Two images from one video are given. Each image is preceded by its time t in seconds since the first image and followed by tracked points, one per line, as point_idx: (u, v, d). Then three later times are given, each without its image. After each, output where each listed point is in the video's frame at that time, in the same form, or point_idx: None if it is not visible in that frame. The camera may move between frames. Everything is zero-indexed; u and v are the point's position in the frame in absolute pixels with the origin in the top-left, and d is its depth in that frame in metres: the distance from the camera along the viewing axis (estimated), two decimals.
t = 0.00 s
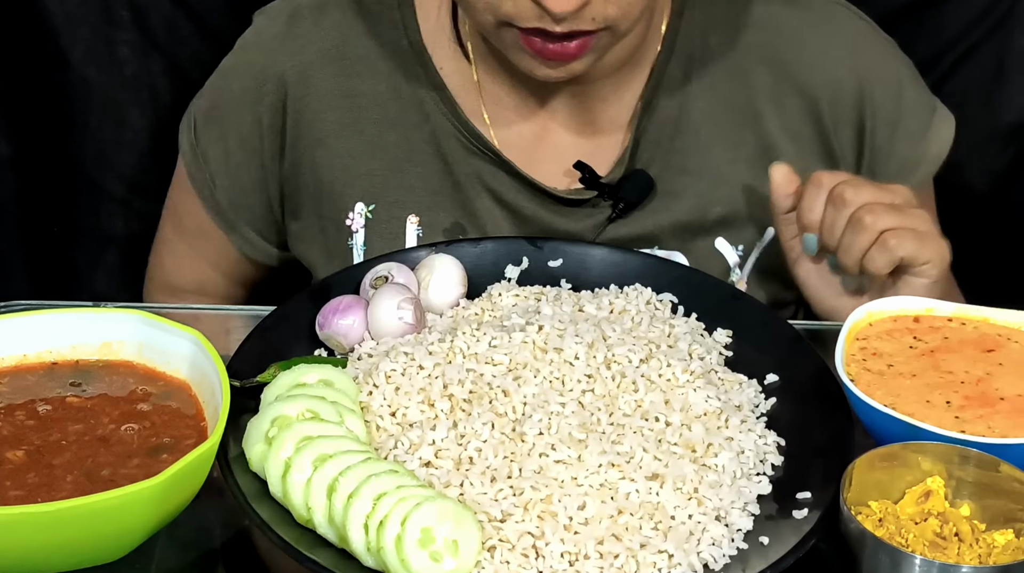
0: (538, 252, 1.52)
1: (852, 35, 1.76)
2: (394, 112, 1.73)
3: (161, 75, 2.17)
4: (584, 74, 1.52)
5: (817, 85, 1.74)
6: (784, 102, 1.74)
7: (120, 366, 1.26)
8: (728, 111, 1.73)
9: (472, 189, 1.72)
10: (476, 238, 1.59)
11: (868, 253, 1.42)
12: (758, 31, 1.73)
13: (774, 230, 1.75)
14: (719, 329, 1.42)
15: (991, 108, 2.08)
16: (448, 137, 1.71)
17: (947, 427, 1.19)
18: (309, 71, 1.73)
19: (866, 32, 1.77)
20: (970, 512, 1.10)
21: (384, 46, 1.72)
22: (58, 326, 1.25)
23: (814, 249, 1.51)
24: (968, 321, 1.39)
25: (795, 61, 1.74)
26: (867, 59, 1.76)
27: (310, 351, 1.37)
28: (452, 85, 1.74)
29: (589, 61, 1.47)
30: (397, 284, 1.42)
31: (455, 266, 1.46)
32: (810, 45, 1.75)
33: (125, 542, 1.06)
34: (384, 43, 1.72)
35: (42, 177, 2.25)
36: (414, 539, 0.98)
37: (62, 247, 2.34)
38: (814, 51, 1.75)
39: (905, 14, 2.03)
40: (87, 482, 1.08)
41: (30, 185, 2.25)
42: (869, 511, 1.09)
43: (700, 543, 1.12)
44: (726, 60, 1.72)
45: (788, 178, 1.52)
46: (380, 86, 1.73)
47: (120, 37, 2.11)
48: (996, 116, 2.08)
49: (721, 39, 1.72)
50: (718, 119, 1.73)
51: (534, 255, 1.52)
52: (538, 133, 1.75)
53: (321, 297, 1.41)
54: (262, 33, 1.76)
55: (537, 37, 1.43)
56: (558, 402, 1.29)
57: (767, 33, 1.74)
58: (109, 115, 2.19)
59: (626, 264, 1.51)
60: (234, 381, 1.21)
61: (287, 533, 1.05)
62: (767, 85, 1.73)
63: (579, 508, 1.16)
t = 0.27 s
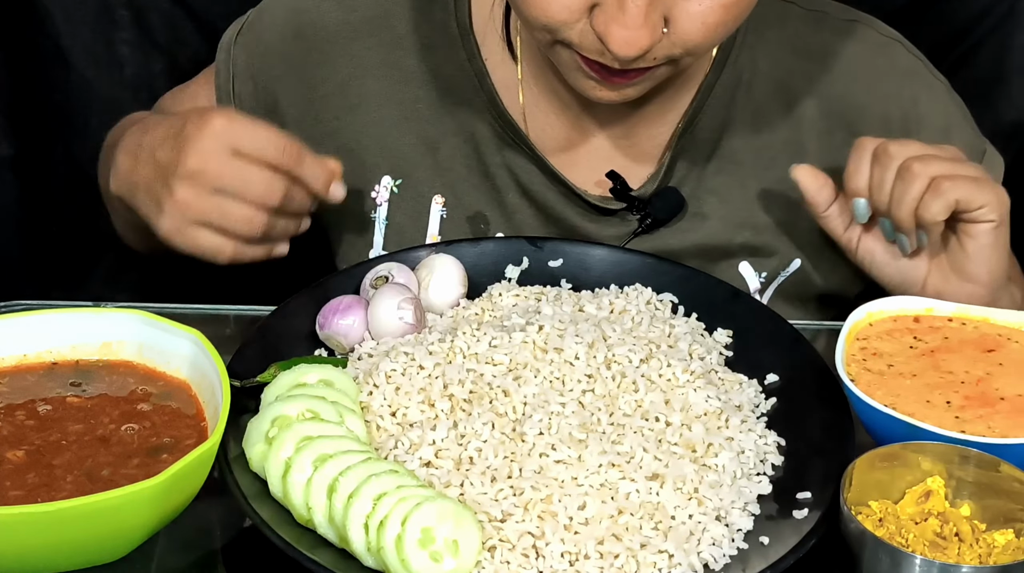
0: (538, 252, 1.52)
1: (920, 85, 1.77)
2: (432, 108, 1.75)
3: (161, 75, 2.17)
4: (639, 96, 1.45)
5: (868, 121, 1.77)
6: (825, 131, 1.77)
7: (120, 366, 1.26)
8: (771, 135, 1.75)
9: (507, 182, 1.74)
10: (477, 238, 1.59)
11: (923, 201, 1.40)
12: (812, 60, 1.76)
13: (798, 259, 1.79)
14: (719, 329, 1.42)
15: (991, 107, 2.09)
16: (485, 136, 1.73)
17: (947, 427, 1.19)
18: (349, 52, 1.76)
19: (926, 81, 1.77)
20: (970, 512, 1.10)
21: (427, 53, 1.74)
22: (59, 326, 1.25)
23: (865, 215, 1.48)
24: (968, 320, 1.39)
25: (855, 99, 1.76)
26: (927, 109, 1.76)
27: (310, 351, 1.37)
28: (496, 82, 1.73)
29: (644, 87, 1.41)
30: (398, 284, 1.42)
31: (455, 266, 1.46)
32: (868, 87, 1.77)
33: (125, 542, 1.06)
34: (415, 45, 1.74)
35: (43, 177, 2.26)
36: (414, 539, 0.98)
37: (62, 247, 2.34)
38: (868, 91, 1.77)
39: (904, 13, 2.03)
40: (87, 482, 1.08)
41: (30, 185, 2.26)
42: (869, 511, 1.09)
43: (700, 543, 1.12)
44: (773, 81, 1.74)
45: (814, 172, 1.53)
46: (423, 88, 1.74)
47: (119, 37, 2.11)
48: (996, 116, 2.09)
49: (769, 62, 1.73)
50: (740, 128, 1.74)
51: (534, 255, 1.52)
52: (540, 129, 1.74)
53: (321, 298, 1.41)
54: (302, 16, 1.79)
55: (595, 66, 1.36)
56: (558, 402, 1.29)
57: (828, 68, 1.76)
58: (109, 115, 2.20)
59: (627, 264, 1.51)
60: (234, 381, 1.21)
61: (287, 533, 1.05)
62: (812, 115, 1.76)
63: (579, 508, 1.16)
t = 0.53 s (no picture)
0: (538, 252, 1.52)
1: (921, 78, 1.77)
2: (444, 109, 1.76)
3: (160, 75, 2.17)
4: (655, 97, 1.45)
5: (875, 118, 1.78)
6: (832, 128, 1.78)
7: (120, 366, 1.26)
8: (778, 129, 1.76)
9: (520, 195, 1.75)
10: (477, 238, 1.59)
11: (858, 193, 1.41)
12: (815, 59, 1.76)
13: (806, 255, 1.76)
14: (719, 329, 1.42)
15: (990, 107, 2.09)
16: (495, 136, 1.74)
17: (947, 427, 1.19)
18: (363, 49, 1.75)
19: (928, 74, 1.78)
20: (970, 512, 1.10)
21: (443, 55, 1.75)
22: (59, 326, 1.25)
23: (793, 210, 1.47)
24: (968, 320, 1.39)
25: (857, 99, 1.77)
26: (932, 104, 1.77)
27: (310, 351, 1.37)
28: (501, 90, 1.74)
29: (661, 88, 1.41)
30: (398, 283, 1.42)
31: (455, 266, 1.46)
32: (875, 82, 1.77)
33: (125, 542, 1.06)
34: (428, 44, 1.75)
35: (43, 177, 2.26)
36: (414, 539, 0.98)
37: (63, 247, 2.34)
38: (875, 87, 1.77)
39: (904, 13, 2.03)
40: (86, 482, 1.08)
41: (31, 185, 2.26)
42: (869, 511, 1.09)
43: (700, 543, 1.12)
44: (776, 78, 1.75)
45: (750, 203, 1.55)
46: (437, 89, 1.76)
47: (119, 37, 2.12)
48: (996, 116, 2.09)
49: (773, 60, 1.74)
50: (745, 125, 1.74)
51: (534, 255, 1.52)
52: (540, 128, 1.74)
53: (321, 298, 1.41)
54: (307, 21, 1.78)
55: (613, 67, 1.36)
56: (559, 402, 1.29)
57: (830, 65, 1.76)
58: (109, 115, 2.20)
59: (627, 264, 1.51)
60: (234, 381, 1.21)
61: (287, 533, 1.05)
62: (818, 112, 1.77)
63: (579, 508, 1.16)
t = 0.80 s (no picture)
0: (538, 252, 1.52)
1: (917, 60, 1.76)
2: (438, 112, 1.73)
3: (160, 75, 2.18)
4: (673, 106, 1.46)
5: (875, 110, 1.75)
6: (831, 129, 1.75)
7: (119, 366, 1.26)
8: (774, 133, 1.75)
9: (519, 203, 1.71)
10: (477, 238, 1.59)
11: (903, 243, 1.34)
12: (808, 58, 1.75)
13: (808, 256, 1.77)
14: (719, 329, 1.42)
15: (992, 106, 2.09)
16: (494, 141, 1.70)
17: (947, 427, 1.19)
18: (364, 38, 1.70)
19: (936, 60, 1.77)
20: (970, 512, 1.10)
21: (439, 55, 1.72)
22: (59, 326, 1.25)
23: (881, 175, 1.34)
24: (968, 321, 1.39)
25: (861, 98, 1.75)
26: (932, 85, 1.75)
27: (310, 351, 1.37)
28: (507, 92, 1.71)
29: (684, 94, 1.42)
30: (397, 283, 1.42)
31: (455, 266, 1.46)
32: (871, 74, 1.76)
33: (125, 542, 1.06)
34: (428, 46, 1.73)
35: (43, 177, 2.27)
36: (414, 539, 0.98)
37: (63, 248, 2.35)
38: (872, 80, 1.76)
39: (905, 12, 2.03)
40: (86, 482, 1.08)
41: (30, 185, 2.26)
42: (869, 511, 1.09)
43: (700, 543, 1.12)
44: (772, 79, 1.74)
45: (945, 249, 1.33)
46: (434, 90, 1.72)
47: (119, 37, 2.12)
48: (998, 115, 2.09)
49: (767, 61, 1.73)
50: (741, 129, 1.74)
51: (534, 255, 1.52)
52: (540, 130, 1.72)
53: (321, 298, 1.41)
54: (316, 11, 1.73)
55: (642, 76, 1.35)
56: (558, 402, 1.29)
57: (827, 66, 1.75)
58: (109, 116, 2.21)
59: (626, 264, 1.51)
60: (234, 381, 1.21)
61: (287, 533, 1.05)
62: (817, 111, 1.75)
63: (579, 508, 1.16)
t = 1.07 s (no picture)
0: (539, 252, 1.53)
1: (916, 47, 1.76)
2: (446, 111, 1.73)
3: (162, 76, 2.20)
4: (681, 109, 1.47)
5: (880, 106, 1.75)
6: (833, 128, 1.75)
7: (120, 366, 1.26)
8: (777, 134, 1.75)
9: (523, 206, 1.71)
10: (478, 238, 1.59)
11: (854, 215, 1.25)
12: (808, 56, 1.75)
13: (818, 252, 1.76)
14: (719, 330, 1.42)
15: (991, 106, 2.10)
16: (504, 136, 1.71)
17: (947, 427, 1.19)
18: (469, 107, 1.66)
19: (946, 49, 1.76)
20: (970, 512, 1.10)
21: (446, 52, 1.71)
22: (59, 326, 1.25)
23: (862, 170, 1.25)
24: (968, 321, 1.39)
25: (866, 93, 1.75)
26: (934, 69, 1.75)
27: (310, 351, 1.36)
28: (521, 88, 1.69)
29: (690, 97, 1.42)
30: (397, 284, 1.42)
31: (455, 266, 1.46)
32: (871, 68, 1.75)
33: (125, 542, 1.06)
34: (435, 46, 1.71)
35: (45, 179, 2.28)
36: (414, 538, 0.98)
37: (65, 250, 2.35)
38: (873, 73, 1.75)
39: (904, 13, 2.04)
40: (86, 482, 1.08)
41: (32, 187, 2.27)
42: (869, 511, 1.09)
43: (700, 543, 1.12)
44: (773, 81, 1.74)
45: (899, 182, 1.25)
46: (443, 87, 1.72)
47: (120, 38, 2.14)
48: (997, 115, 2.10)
49: (768, 59, 1.74)
50: (745, 128, 1.73)
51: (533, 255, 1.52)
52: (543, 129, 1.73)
53: (321, 298, 1.41)
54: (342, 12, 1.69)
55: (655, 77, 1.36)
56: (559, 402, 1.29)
57: (831, 65, 1.75)
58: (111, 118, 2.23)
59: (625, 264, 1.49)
60: (234, 381, 1.22)
61: (287, 533, 1.05)
62: (819, 111, 1.75)
63: (579, 508, 1.16)
